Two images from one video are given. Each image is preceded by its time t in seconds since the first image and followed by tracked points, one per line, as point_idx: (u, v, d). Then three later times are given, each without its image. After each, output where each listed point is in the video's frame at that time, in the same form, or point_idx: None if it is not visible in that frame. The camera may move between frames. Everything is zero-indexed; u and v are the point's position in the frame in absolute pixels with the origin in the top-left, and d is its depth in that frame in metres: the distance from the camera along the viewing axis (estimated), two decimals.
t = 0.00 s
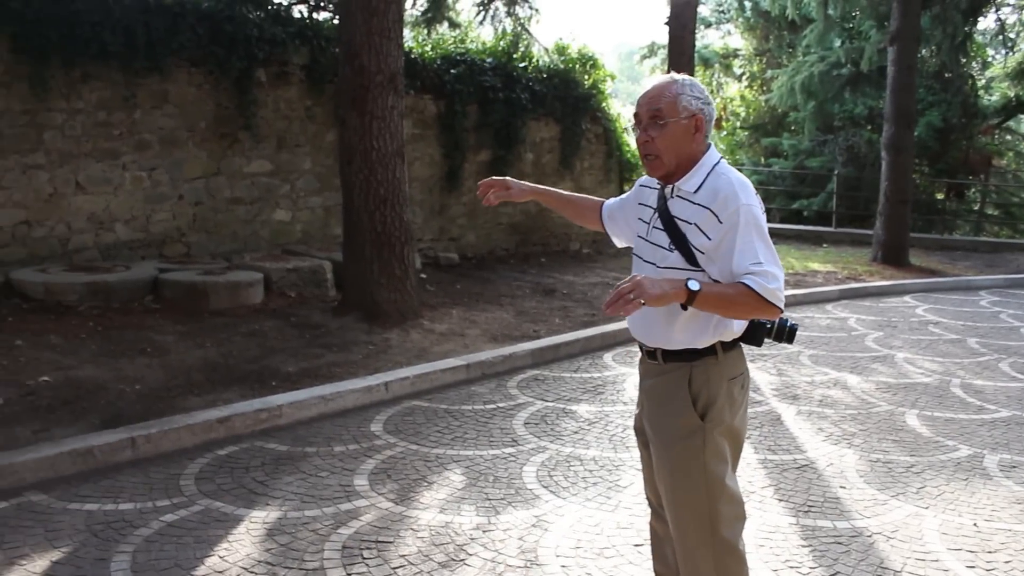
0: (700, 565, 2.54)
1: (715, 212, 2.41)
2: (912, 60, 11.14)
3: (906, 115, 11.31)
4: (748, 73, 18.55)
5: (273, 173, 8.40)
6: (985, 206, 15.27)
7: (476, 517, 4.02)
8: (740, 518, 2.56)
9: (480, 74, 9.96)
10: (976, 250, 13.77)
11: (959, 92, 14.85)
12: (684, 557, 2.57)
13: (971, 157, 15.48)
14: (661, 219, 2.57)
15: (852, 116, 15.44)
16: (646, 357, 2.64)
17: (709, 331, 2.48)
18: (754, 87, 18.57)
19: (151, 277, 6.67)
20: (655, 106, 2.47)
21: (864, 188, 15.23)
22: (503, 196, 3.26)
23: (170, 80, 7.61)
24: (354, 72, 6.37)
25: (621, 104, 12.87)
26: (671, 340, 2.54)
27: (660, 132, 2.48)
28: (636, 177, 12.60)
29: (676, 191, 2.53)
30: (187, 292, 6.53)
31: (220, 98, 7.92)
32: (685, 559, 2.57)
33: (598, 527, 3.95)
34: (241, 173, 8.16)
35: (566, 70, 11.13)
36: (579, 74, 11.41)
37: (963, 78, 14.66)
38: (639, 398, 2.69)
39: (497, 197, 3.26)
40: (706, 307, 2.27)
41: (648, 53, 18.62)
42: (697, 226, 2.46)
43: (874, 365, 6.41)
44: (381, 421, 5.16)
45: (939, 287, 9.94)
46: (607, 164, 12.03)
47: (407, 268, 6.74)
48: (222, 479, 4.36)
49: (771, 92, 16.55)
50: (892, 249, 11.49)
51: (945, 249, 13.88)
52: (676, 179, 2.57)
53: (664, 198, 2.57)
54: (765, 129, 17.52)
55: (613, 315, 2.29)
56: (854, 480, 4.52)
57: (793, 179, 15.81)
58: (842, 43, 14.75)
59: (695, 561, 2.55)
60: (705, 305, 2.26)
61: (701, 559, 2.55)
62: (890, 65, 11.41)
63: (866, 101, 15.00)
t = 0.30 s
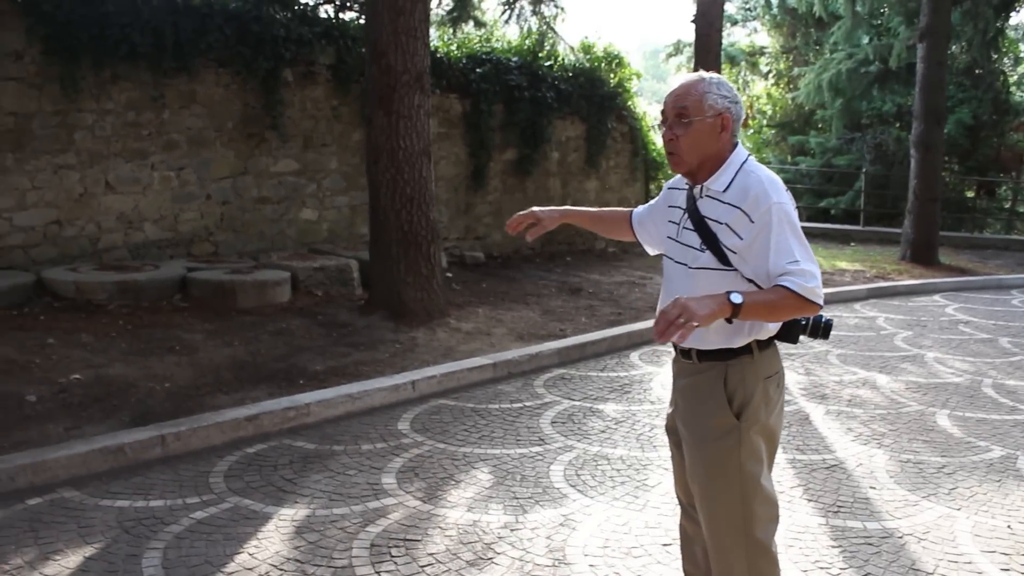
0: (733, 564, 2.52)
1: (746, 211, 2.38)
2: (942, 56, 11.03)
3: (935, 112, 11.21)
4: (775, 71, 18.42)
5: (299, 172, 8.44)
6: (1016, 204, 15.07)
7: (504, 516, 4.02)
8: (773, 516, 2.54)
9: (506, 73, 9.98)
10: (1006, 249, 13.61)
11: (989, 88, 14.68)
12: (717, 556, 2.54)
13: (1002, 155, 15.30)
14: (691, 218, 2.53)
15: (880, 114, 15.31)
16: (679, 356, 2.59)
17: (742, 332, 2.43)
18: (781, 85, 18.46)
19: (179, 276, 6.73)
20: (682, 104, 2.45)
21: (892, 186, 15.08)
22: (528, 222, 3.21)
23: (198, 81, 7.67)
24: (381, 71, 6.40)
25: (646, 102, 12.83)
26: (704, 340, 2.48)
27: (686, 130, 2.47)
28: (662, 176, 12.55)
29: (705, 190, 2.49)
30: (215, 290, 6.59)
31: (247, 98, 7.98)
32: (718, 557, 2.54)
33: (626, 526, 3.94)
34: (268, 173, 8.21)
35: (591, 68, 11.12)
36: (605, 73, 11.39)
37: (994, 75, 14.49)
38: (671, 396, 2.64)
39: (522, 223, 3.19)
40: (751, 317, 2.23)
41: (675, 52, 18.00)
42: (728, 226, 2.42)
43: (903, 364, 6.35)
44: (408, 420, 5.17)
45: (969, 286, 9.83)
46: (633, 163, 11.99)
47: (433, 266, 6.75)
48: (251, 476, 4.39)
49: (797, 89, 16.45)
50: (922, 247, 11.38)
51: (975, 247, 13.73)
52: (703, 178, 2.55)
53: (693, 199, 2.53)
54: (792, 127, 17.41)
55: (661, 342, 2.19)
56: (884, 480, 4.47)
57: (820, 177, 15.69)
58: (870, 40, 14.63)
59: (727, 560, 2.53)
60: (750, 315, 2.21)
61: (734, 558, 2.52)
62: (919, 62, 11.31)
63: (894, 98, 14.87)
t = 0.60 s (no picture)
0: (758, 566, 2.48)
1: (785, 203, 2.36)
2: (970, 54, 10.91)
3: (963, 110, 11.10)
4: (799, 69, 18.29)
5: (322, 168, 8.48)
6: None
7: (525, 513, 4.02)
8: (800, 518, 2.50)
9: (529, 70, 9.99)
10: None
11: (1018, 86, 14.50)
12: (742, 557, 2.50)
13: None
14: (724, 214, 2.51)
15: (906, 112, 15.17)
16: (708, 355, 2.55)
17: (777, 327, 2.40)
18: (805, 83, 18.33)
19: (203, 271, 6.79)
20: (716, 101, 2.43)
21: (917, 185, 14.95)
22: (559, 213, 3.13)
23: (223, 76, 7.72)
24: (405, 68, 6.41)
25: (670, 99, 12.78)
26: (736, 336, 2.45)
27: (721, 127, 2.44)
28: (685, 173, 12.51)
29: (739, 186, 2.48)
30: (239, 285, 6.64)
31: (271, 93, 8.02)
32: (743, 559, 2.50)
33: (647, 525, 3.93)
34: (292, 168, 8.25)
35: (615, 65, 11.09)
36: (628, 70, 11.35)
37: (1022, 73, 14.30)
38: (698, 395, 2.61)
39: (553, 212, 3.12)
40: (807, 277, 2.16)
41: (699, 49, 17.73)
42: (767, 220, 2.40)
43: (928, 365, 6.30)
44: (429, 415, 5.18)
45: (996, 287, 9.74)
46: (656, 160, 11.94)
47: (456, 263, 6.76)
48: (273, 470, 4.42)
49: (822, 87, 16.33)
50: (947, 247, 11.28)
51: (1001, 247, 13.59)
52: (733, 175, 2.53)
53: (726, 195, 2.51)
54: (816, 125, 17.28)
55: (738, 290, 2.05)
56: (908, 482, 4.44)
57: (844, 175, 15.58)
58: (896, 38, 14.47)
59: (753, 561, 2.48)
60: (809, 274, 2.15)
61: (759, 560, 2.48)
62: (946, 59, 11.19)
63: (920, 96, 14.73)
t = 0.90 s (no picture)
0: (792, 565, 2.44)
1: (826, 198, 2.34)
2: (998, 50, 10.78)
3: (991, 107, 10.97)
4: (824, 66, 18.15)
5: (346, 166, 8.51)
6: None
7: (549, 511, 4.02)
8: (832, 516, 2.47)
9: (552, 67, 9.99)
10: None
11: None
12: (774, 555, 2.47)
13: None
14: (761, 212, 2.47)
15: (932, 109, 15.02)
16: (743, 355, 2.51)
17: (819, 326, 2.38)
18: (830, 80, 18.19)
19: (227, 268, 6.84)
20: (770, 92, 2.41)
21: (943, 183, 14.94)
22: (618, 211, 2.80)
23: (248, 74, 7.77)
24: (429, 65, 6.43)
25: (693, 97, 12.73)
26: (777, 335, 2.41)
27: (778, 118, 2.41)
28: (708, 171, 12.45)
29: (776, 183, 2.44)
30: (263, 282, 6.69)
31: (295, 91, 8.06)
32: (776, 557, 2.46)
33: (672, 523, 3.92)
34: (315, 166, 8.29)
35: (638, 63, 11.05)
36: (652, 67, 11.31)
37: None
38: (733, 391, 2.57)
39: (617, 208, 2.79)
40: (841, 252, 2.15)
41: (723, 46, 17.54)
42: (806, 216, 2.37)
43: (954, 365, 6.24)
44: (453, 412, 5.20)
45: None
46: (679, 158, 11.89)
47: (479, 260, 6.77)
48: (297, 466, 4.45)
49: (847, 84, 16.20)
50: (974, 246, 11.18)
51: None
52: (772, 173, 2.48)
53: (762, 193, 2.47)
54: (841, 123, 17.00)
55: (772, 242, 2.05)
56: (935, 482, 4.40)
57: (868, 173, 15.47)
58: (923, 34, 14.31)
59: (785, 561, 2.45)
60: (844, 247, 2.14)
61: (792, 559, 2.44)
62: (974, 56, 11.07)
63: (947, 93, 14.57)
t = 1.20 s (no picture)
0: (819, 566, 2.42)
1: (864, 196, 2.32)
2: (1019, 48, 10.67)
3: (1011, 105, 10.87)
4: (842, 63, 18.03)
5: (362, 163, 8.52)
6: None
7: (564, 509, 4.02)
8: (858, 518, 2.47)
9: (569, 65, 9.98)
10: None
11: None
12: (801, 557, 2.44)
13: None
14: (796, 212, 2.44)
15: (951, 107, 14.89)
16: (775, 357, 2.49)
17: (855, 325, 2.37)
18: (847, 78, 18.08)
19: (243, 264, 6.87)
20: (799, 92, 2.40)
21: (962, 181, 14.89)
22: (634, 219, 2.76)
23: (265, 71, 7.79)
24: (445, 62, 6.42)
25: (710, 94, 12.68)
26: (816, 337, 2.38)
27: (808, 118, 2.39)
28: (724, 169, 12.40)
29: (810, 182, 2.43)
30: (279, 279, 6.72)
31: (311, 88, 8.08)
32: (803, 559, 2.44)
33: (688, 522, 3.91)
34: (331, 162, 8.31)
35: (655, 60, 11.01)
36: (669, 65, 11.26)
37: None
38: (762, 392, 2.54)
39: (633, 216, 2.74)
40: (892, 252, 2.12)
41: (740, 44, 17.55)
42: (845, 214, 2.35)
43: (972, 365, 6.20)
44: (468, 410, 5.20)
45: None
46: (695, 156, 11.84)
47: (495, 258, 6.77)
48: (313, 463, 4.46)
49: (864, 82, 16.09)
50: (992, 245, 11.11)
51: None
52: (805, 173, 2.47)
53: (794, 193, 2.45)
54: (858, 121, 17.02)
55: (827, 252, 2.03)
56: (953, 483, 4.37)
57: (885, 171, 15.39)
58: (942, 31, 14.17)
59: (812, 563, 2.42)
60: (896, 249, 2.11)
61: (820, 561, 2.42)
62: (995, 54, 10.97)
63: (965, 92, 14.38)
